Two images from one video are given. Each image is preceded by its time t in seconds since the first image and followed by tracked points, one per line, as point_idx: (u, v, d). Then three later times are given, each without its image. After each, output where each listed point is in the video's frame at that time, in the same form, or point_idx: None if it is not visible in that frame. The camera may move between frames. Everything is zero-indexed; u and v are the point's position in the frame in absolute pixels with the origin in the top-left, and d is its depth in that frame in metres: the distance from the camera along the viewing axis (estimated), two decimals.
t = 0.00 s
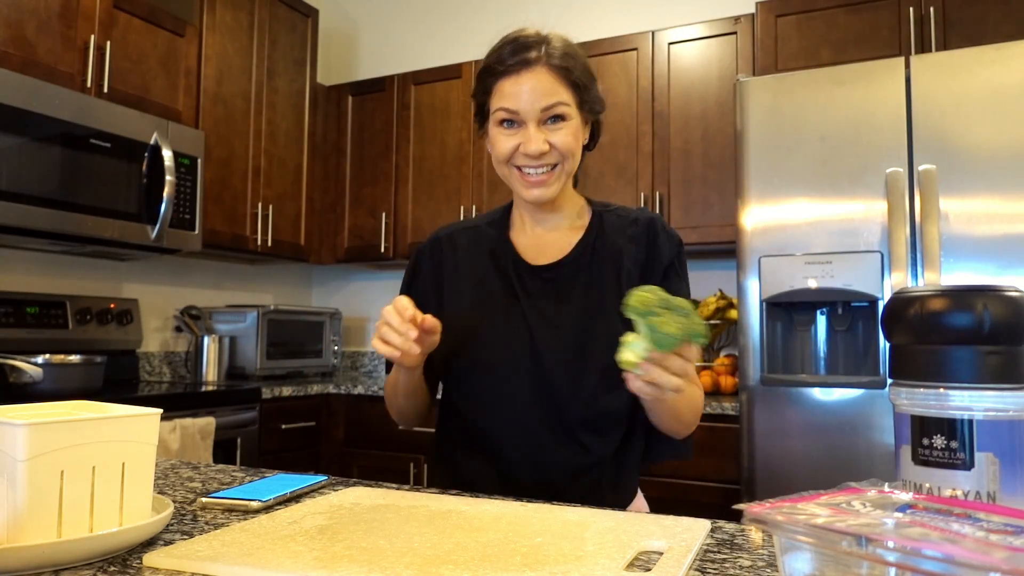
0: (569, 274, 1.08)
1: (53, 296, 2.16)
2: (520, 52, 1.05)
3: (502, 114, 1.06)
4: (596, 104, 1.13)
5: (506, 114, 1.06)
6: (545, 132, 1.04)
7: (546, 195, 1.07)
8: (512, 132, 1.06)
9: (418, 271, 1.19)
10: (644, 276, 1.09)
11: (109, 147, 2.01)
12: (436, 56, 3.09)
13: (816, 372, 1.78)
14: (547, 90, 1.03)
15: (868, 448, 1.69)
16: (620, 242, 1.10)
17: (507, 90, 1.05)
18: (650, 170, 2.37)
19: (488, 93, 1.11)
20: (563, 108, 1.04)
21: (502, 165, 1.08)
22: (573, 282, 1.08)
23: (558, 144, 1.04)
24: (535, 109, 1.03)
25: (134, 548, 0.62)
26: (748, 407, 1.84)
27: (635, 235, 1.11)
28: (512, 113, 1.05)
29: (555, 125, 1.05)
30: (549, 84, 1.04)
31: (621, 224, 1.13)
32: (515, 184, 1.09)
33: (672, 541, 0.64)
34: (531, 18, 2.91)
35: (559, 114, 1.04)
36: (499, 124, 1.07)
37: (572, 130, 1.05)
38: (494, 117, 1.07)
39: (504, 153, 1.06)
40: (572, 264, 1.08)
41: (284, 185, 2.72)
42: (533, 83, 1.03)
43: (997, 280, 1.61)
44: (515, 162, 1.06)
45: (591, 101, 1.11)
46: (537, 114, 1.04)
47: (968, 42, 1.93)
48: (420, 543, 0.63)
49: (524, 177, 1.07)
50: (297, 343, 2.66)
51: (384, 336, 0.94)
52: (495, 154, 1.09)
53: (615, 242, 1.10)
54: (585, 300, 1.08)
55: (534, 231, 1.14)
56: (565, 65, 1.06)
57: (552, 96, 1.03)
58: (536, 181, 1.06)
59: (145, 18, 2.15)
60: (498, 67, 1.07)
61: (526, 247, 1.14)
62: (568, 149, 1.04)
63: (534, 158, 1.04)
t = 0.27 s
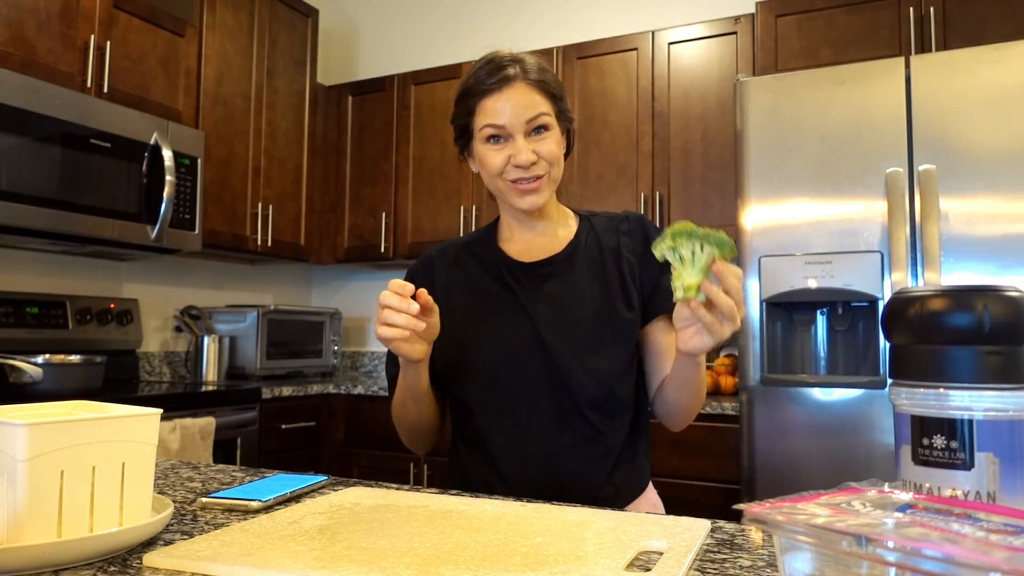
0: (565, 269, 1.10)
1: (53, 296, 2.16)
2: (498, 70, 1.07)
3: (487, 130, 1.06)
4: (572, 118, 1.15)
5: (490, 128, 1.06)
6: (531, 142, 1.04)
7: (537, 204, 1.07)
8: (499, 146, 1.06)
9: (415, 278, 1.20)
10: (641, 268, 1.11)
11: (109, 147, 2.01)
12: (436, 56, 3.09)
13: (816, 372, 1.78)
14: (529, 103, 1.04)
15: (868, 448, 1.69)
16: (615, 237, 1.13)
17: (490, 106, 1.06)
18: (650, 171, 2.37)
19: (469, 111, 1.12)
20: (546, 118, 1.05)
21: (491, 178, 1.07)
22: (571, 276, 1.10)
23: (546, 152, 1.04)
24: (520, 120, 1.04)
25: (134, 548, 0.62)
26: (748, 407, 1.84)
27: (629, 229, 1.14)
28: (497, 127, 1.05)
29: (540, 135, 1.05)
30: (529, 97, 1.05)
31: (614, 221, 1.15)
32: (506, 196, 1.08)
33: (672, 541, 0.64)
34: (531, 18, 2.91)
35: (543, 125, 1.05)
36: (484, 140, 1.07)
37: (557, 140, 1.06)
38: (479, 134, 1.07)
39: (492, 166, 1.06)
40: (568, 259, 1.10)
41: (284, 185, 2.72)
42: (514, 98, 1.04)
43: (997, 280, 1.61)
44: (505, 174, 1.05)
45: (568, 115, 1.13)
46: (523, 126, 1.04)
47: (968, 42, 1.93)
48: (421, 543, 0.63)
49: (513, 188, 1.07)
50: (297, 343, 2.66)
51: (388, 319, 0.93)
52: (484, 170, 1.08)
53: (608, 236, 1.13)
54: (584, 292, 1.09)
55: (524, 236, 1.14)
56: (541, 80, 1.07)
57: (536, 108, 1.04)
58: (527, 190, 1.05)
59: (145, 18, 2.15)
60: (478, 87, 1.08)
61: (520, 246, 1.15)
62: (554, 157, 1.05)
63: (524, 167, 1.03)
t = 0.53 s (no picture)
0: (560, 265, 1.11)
1: (53, 296, 2.16)
2: (500, 65, 1.07)
3: (489, 123, 1.06)
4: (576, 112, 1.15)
5: (491, 122, 1.07)
6: (532, 135, 1.04)
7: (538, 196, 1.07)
8: (501, 139, 1.06)
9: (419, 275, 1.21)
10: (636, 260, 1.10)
11: (109, 147, 2.01)
12: (436, 56, 3.09)
13: (816, 372, 1.78)
14: (530, 96, 1.05)
15: (868, 448, 1.69)
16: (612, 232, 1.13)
17: (494, 100, 1.06)
18: (651, 171, 2.37)
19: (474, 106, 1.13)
20: (549, 113, 1.05)
21: (494, 172, 1.07)
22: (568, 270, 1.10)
23: (546, 145, 1.04)
24: (523, 114, 1.04)
25: (133, 548, 0.62)
26: (748, 407, 1.84)
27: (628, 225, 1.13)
28: (501, 120, 1.05)
29: (541, 128, 1.05)
30: (531, 91, 1.05)
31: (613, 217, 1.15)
32: (507, 189, 1.09)
33: (672, 541, 0.64)
34: (531, 18, 2.91)
35: (544, 118, 1.05)
36: (487, 134, 1.07)
37: (558, 133, 1.06)
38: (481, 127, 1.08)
39: (493, 159, 1.06)
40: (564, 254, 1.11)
41: (284, 185, 2.72)
42: (515, 91, 1.05)
43: (997, 280, 1.61)
44: (505, 167, 1.05)
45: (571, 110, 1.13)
46: (526, 119, 1.04)
47: (968, 42, 1.92)
48: (420, 543, 0.63)
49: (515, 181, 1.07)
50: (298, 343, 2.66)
51: (394, 315, 0.93)
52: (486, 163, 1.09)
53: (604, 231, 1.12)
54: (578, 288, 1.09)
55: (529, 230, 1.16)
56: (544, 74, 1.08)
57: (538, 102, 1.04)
58: (527, 183, 1.05)
59: (145, 18, 2.15)
60: (481, 81, 1.09)
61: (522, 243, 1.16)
62: (555, 150, 1.05)
63: (524, 161, 1.04)
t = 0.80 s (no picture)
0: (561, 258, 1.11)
1: (53, 296, 2.16)
2: (520, 55, 1.07)
3: (503, 114, 1.06)
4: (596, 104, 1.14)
5: (508, 112, 1.06)
6: (546, 127, 1.04)
7: (548, 189, 1.07)
8: (515, 130, 1.06)
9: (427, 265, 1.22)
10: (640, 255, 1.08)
11: (109, 147, 2.01)
12: (436, 56, 3.09)
13: (816, 372, 1.78)
14: (546, 89, 1.04)
15: (868, 448, 1.69)
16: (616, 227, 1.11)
17: (511, 90, 1.05)
18: (651, 171, 2.38)
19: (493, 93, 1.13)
20: (564, 106, 1.04)
21: (506, 162, 1.07)
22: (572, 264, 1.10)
23: (560, 139, 1.03)
24: (537, 106, 1.03)
25: (134, 548, 0.62)
26: (748, 407, 1.84)
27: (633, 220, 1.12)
28: (515, 112, 1.05)
29: (555, 121, 1.04)
30: (548, 83, 1.04)
31: (619, 212, 1.13)
32: (519, 180, 1.09)
33: (672, 541, 0.64)
34: (531, 18, 2.91)
35: (560, 111, 1.04)
36: (503, 124, 1.07)
37: (574, 127, 1.05)
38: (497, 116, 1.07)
39: (506, 149, 1.06)
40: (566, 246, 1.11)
41: (284, 185, 2.72)
42: (531, 83, 1.04)
43: (997, 280, 1.61)
44: (517, 158, 1.06)
45: (591, 102, 1.12)
46: (540, 112, 1.03)
47: (968, 42, 1.93)
48: (420, 543, 0.63)
49: (526, 173, 1.06)
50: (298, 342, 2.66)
51: (391, 295, 0.93)
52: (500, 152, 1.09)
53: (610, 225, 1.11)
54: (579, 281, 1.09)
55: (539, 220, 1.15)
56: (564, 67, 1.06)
57: (554, 95, 1.04)
58: (538, 175, 1.05)
59: (145, 18, 2.15)
60: (499, 71, 1.09)
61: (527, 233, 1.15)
62: (569, 144, 1.04)
63: (535, 153, 1.03)
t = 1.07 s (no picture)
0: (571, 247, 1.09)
1: (53, 296, 2.15)
2: (510, 42, 1.06)
3: (501, 103, 1.07)
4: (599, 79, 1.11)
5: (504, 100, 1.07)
6: (542, 112, 1.04)
7: (553, 173, 1.07)
8: (513, 117, 1.06)
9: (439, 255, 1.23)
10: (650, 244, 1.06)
11: (109, 147, 2.01)
12: (436, 56, 3.09)
13: (816, 372, 1.78)
14: (539, 73, 1.03)
15: (868, 448, 1.69)
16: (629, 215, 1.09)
17: (505, 78, 1.06)
18: (650, 171, 2.38)
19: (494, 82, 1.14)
20: (558, 88, 1.03)
21: (508, 151, 1.08)
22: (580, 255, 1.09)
23: (557, 122, 1.03)
24: (530, 92, 1.03)
25: (133, 548, 0.62)
26: (748, 407, 1.84)
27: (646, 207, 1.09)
28: (510, 100, 1.05)
29: (551, 104, 1.04)
30: (541, 66, 1.04)
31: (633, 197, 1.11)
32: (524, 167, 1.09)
33: (672, 541, 0.64)
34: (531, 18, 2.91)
35: (555, 93, 1.03)
36: (502, 113, 1.08)
37: (570, 108, 1.04)
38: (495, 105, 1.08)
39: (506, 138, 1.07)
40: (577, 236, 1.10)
41: (284, 185, 2.72)
42: (522, 69, 1.04)
43: (997, 280, 1.61)
44: (517, 146, 1.06)
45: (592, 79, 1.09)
46: (534, 97, 1.03)
47: (967, 42, 1.93)
48: (420, 543, 0.63)
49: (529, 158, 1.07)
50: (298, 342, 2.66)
51: (364, 292, 0.94)
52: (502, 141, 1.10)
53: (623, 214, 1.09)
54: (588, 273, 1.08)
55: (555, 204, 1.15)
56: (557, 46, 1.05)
57: (547, 78, 1.03)
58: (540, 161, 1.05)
59: (145, 18, 2.15)
60: (495, 60, 1.09)
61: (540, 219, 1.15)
62: (567, 125, 1.03)
63: (533, 138, 1.03)
